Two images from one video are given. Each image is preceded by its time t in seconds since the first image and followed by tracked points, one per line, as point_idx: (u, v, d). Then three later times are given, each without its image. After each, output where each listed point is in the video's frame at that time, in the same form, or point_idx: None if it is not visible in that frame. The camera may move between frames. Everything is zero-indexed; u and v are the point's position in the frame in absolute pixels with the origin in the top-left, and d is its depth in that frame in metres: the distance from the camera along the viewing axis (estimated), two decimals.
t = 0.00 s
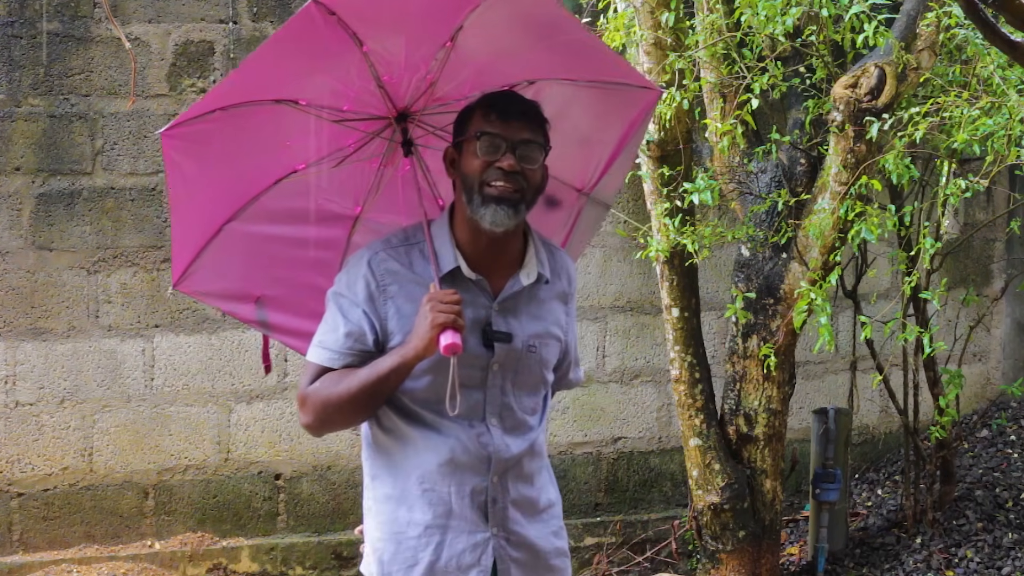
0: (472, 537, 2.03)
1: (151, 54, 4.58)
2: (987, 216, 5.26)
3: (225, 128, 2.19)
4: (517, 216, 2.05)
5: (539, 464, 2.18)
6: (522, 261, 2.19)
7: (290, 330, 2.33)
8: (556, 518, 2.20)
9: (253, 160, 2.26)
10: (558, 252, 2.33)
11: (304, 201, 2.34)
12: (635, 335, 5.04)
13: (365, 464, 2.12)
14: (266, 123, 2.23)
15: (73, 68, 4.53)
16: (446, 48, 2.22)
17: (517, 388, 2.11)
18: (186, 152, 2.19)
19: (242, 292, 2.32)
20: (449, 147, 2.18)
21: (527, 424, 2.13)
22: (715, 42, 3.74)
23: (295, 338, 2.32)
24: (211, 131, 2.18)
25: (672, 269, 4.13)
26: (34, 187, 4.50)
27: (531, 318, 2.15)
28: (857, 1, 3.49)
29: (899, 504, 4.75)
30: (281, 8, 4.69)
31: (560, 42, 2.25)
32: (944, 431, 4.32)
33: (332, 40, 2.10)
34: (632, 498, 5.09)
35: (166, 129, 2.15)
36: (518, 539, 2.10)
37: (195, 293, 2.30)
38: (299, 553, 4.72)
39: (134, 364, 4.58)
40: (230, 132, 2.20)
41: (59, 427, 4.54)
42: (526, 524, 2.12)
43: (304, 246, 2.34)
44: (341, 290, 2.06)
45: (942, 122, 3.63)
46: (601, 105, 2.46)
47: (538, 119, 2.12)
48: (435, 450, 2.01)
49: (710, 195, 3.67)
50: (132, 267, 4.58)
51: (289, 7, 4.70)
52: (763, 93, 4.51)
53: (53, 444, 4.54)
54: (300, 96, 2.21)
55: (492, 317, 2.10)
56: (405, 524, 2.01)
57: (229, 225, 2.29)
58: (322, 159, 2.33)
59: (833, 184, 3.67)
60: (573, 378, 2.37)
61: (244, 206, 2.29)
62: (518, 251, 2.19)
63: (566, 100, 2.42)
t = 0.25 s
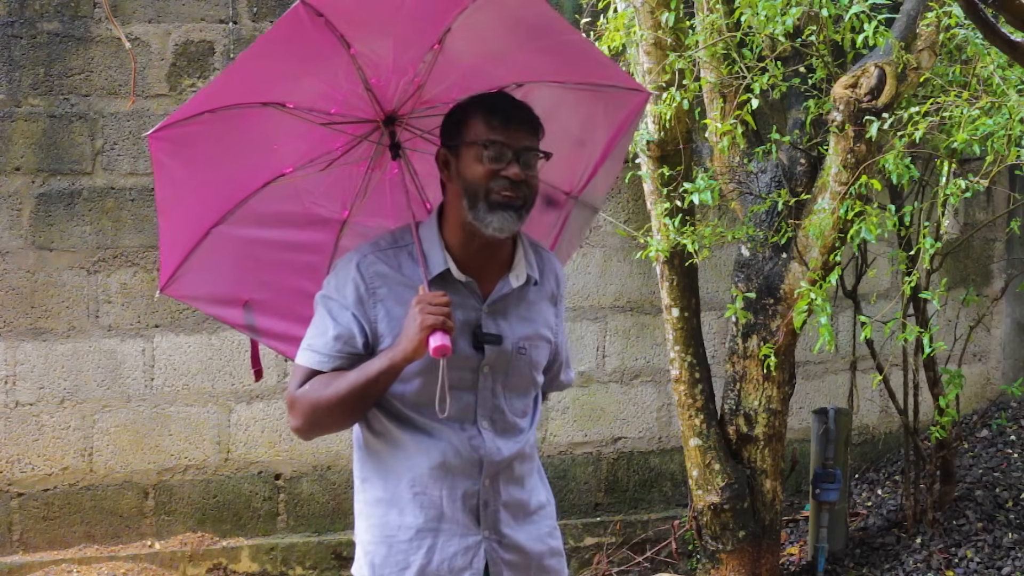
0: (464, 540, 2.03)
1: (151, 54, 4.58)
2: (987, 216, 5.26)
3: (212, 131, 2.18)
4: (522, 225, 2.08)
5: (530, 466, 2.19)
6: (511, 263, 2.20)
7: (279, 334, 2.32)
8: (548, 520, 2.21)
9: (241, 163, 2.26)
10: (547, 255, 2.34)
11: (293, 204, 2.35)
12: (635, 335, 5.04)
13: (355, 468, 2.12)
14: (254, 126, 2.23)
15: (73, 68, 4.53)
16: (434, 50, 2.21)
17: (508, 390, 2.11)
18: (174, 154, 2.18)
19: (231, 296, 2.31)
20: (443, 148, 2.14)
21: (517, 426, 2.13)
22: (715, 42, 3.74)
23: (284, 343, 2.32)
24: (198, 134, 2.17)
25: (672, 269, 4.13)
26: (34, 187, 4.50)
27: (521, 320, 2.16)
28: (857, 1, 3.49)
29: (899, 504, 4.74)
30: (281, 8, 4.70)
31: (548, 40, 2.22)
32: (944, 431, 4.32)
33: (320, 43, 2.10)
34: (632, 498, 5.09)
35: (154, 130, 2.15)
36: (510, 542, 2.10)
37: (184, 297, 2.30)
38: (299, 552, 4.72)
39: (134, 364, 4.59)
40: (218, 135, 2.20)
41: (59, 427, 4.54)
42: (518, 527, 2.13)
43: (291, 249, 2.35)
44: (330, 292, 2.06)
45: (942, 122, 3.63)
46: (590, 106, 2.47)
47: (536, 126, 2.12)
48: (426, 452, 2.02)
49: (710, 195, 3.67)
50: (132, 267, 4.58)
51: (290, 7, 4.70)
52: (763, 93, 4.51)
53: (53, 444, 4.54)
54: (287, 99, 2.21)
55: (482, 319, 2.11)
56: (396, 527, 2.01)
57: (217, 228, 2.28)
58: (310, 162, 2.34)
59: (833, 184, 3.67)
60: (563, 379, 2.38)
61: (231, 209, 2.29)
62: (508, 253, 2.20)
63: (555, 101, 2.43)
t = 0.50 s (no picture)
0: (469, 540, 2.03)
1: (151, 54, 4.58)
2: (987, 216, 5.26)
3: (217, 130, 2.19)
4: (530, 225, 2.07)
5: (536, 467, 2.19)
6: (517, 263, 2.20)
7: (286, 334, 2.32)
8: (554, 521, 2.21)
9: (247, 163, 2.27)
10: (553, 255, 2.34)
11: (299, 204, 2.35)
12: (635, 335, 5.04)
13: (361, 466, 2.12)
14: (260, 126, 2.23)
15: (73, 68, 4.53)
16: (440, 50, 2.20)
17: (514, 391, 2.11)
18: (178, 154, 2.19)
19: (237, 296, 2.32)
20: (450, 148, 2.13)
21: (523, 427, 2.13)
22: (715, 42, 3.74)
23: (291, 343, 2.32)
24: (203, 133, 2.18)
25: (672, 269, 4.13)
26: (34, 187, 4.50)
27: (527, 320, 2.16)
28: (857, 1, 3.49)
29: (900, 504, 4.75)
30: (281, 8, 4.70)
31: (553, 41, 2.22)
32: (944, 431, 4.32)
33: (325, 43, 2.10)
34: (632, 498, 5.09)
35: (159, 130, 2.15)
36: (515, 542, 2.10)
37: (190, 296, 2.31)
38: (299, 552, 4.72)
39: (134, 364, 4.58)
40: (223, 135, 2.21)
41: (59, 427, 4.54)
42: (523, 527, 2.13)
43: (297, 249, 2.35)
44: (336, 292, 2.06)
45: (942, 122, 3.63)
46: (596, 107, 2.46)
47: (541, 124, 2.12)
48: (432, 452, 2.02)
49: (710, 195, 3.67)
50: (132, 267, 4.58)
51: (289, 7, 4.70)
52: (763, 93, 4.51)
53: (53, 444, 4.54)
54: (293, 99, 2.21)
55: (489, 319, 2.11)
56: (402, 526, 2.01)
57: (223, 228, 2.30)
58: (316, 162, 2.33)
59: (834, 184, 3.67)
60: (568, 378, 2.37)
61: (237, 209, 2.30)
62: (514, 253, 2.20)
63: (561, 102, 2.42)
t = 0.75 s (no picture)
0: (482, 535, 2.02)
1: (151, 54, 4.58)
2: (987, 216, 5.26)
3: (244, 124, 2.22)
4: (528, 203, 2.04)
5: (554, 464, 2.16)
6: (534, 259, 2.19)
7: (311, 329, 2.33)
8: (572, 519, 2.18)
9: (273, 157, 2.29)
10: (573, 251, 2.32)
11: (326, 199, 2.37)
12: (635, 335, 5.04)
13: (379, 462, 2.14)
14: (287, 121, 2.27)
15: (73, 68, 4.53)
16: (466, 49, 2.23)
17: (530, 386, 2.10)
18: (203, 145, 2.21)
19: (264, 289, 2.33)
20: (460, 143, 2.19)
21: (539, 422, 2.11)
22: (715, 42, 3.74)
23: (317, 338, 2.33)
24: (230, 127, 2.21)
25: (672, 269, 4.13)
26: (34, 187, 4.51)
27: (543, 315, 2.14)
28: (856, 1, 3.48)
29: (900, 504, 4.75)
30: (281, 8, 4.69)
31: (575, 41, 2.23)
32: (944, 431, 4.32)
33: (351, 37, 2.14)
34: (632, 498, 5.09)
35: (182, 120, 2.16)
36: (529, 539, 2.08)
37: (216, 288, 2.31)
38: (299, 552, 4.72)
39: (134, 364, 4.59)
40: (250, 129, 2.24)
41: (59, 427, 4.54)
42: (537, 524, 2.10)
43: (323, 244, 2.36)
44: (354, 288, 2.07)
45: (942, 122, 3.63)
46: (618, 109, 2.45)
47: (545, 109, 2.11)
48: (445, 447, 2.02)
49: (710, 195, 3.67)
50: (132, 267, 4.58)
51: (289, 7, 4.70)
52: (763, 93, 4.51)
53: (53, 444, 4.55)
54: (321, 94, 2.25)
55: (504, 314, 2.10)
56: (416, 521, 2.02)
57: (250, 222, 2.31)
58: (345, 158, 2.36)
59: (833, 184, 3.67)
60: (594, 378, 2.33)
61: (266, 204, 2.32)
62: (531, 248, 2.19)
63: (582, 106, 2.42)
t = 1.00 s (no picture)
0: (487, 532, 2.02)
1: (151, 54, 4.58)
2: (987, 216, 5.26)
3: (261, 128, 2.23)
4: (534, 209, 2.02)
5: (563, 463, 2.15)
6: (543, 255, 2.18)
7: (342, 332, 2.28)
8: (584, 519, 2.17)
9: (293, 161, 2.29)
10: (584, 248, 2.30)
11: (353, 203, 2.35)
12: (636, 335, 5.04)
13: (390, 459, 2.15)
14: (306, 125, 2.27)
15: (73, 68, 4.53)
16: (479, 49, 2.21)
17: (536, 383, 2.08)
18: (217, 148, 2.21)
19: (293, 293, 2.29)
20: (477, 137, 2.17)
21: (546, 419, 2.10)
22: (715, 42, 3.74)
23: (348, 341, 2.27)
24: (248, 130, 2.22)
25: (672, 269, 4.13)
26: (34, 187, 4.51)
27: (550, 312, 2.13)
28: (856, 1, 3.49)
29: (900, 504, 4.75)
30: (281, 8, 4.69)
31: (587, 39, 2.18)
32: (944, 431, 4.32)
33: (364, 40, 2.16)
34: (632, 498, 5.09)
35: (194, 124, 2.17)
36: (535, 536, 2.08)
37: (242, 292, 2.28)
38: (299, 552, 4.72)
39: (134, 364, 4.58)
40: (269, 133, 2.24)
41: (59, 427, 4.54)
42: (544, 522, 2.10)
43: (352, 248, 2.33)
44: (364, 285, 2.08)
45: (942, 122, 3.63)
46: (630, 104, 2.36)
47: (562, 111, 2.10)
48: (450, 444, 2.02)
49: (710, 195, 3.67)
50: (132, 266, 4.58)
51: (289, 7, 4.70)
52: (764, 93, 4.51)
53: (53, 444, 4.54)
54: (339, 98, 2.26)
55: (510, 311, 2.09)
56: (423, 518, 2.03)
57: (276, 227, 2.29)
58: (370, 161, 2.34)
59: (833, 184, 3.67)
60: (613, 379, 2.31)
61: (291, 209, 2.30)
62: (540, 245, 2.18)
63: (595, 104, 2.35)
